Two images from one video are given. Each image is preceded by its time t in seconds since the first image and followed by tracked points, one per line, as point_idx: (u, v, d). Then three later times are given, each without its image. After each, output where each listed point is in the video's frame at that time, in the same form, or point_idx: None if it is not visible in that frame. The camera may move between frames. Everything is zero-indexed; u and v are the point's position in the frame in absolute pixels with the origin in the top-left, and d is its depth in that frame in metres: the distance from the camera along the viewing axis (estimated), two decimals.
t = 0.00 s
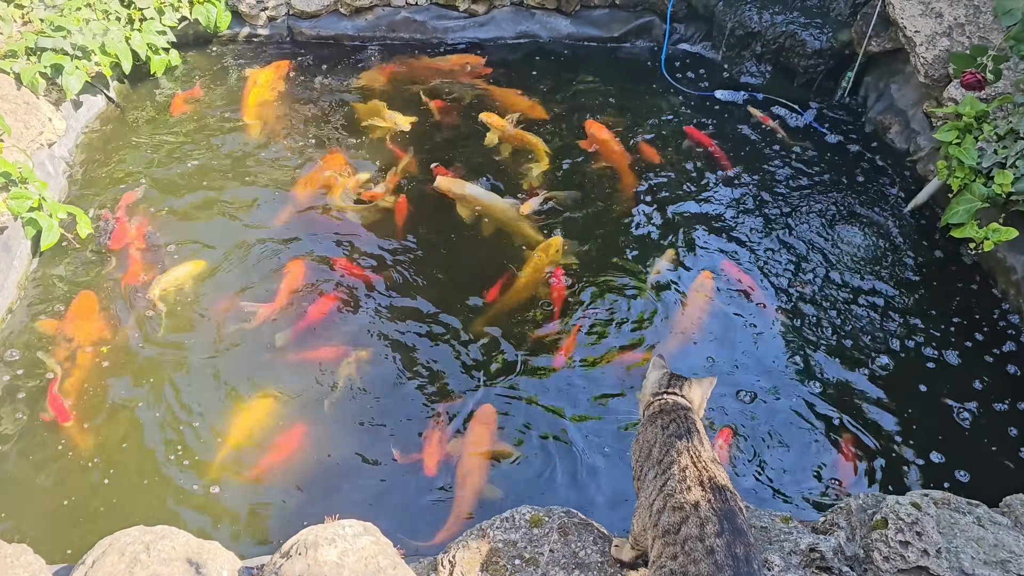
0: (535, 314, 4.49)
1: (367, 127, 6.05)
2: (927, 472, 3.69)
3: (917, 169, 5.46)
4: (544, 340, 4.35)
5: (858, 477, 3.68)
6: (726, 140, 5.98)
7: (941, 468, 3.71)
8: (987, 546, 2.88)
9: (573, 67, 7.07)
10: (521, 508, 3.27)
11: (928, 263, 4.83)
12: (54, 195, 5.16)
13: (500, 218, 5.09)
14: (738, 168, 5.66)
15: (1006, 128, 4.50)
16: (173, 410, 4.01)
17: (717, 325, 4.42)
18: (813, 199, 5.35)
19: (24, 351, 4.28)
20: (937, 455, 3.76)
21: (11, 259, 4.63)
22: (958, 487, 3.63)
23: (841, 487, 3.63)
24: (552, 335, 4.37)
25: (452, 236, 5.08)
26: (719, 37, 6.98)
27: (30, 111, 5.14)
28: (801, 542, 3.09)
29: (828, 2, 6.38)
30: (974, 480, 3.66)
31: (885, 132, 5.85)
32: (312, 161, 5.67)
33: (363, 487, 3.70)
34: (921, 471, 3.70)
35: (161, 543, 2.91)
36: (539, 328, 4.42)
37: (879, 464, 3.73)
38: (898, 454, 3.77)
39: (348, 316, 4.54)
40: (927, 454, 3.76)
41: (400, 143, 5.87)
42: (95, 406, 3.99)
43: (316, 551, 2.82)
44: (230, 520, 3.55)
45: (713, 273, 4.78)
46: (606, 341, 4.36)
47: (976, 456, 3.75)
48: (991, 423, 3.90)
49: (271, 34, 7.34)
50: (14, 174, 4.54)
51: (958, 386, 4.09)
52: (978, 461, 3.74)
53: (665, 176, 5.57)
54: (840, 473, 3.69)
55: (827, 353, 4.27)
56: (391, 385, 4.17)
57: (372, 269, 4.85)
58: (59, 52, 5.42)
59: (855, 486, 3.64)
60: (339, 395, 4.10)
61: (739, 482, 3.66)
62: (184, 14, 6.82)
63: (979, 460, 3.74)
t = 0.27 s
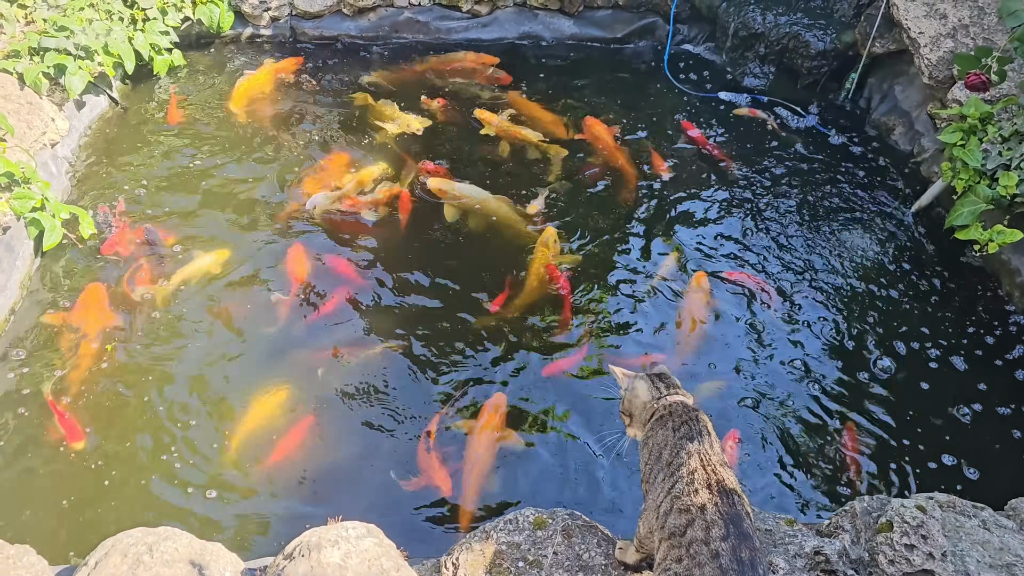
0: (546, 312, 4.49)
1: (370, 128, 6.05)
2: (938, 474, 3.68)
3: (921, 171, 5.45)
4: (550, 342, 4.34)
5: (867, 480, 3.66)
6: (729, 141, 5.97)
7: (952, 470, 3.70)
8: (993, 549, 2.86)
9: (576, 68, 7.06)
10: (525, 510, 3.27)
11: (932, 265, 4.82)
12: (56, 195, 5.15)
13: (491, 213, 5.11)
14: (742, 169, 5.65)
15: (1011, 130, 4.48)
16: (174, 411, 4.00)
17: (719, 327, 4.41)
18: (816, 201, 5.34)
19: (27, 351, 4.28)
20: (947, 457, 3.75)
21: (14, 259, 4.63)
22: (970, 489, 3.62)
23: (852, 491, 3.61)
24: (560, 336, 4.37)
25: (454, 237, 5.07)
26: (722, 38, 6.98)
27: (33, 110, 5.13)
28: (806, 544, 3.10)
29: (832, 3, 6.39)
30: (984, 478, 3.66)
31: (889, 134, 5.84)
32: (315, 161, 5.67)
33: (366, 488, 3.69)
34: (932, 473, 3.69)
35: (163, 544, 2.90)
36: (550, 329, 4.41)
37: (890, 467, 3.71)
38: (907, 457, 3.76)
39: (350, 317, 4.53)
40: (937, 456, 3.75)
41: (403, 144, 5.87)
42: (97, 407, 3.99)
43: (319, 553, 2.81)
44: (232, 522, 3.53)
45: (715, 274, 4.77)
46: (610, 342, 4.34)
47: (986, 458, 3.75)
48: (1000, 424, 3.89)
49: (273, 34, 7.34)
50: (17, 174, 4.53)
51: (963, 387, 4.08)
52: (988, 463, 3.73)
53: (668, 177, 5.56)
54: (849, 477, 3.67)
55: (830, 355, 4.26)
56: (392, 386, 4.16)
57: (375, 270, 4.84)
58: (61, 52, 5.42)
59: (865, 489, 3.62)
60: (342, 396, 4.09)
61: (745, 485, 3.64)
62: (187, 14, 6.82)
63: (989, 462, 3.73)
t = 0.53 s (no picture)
0: (553, 311, 4.50)
1: (372, 130, 6.05)
2: (948, 477, 3.67)
3: (925, 173, 5.44)
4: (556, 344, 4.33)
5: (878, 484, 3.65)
6: (732, 143, 5.95)
7: (962, 472, 3.69)
8: (999, 554, 2.84)
9: (580, 70, 7.05)
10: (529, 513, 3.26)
11: (937, 269, 4.80)
12: (60, 197, 5.15)
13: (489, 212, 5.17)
14: (745, 171, 5.64)
15: (1016, 131, 4.44)
16: (176, 414, 3.98)
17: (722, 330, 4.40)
18: (821, 204, 5.32)
19: (31, 354, 4.27)
20: (958, 458, 3.75)
21: (18, 262, 4.62)
22: (984, 492, 3.61)
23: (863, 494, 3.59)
24: (567, 336, 4.37)
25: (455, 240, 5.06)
26: (725, 39, 6.97)
27: (37, 112, 5.13)
28: (812, 549, 3.08)
29: (836, 6, 6.41)
30: (994, 476, 3.67)
31: (893, 135, 5.82)
32: (317, 162, 5.66)
33: (369, 491, 3.65)
34: (944, 476, 3.68)
35: (167, 549, 2.90)
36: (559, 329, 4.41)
37: (901, 470, 3.70)
38: (915, 460, 3.75)
39: (353, 318, 4.51)
40: (947, 459, 3.74)
41: (405, 146, 5.87)
42: (101, 410, 3.98)
43: (324, 558, 2.80)
44: (234, 524, 3.50)
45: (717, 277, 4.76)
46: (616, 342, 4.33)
47: (996, 460, 3.74)
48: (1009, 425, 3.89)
49: (276, 35, 7.34)
50: (20, 176, 4.53)
51: (970, 389, 4.07)
52: (999, 465, 3.72)
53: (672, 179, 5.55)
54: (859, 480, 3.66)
55: (835, 358, 4.25)
56: (395, 387, 4.14)
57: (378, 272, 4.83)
58: (65, 54, 5.42)
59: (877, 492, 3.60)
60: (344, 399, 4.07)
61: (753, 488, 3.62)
62: (190, 16, 6.82)
63: (1000, 464, 3.72)
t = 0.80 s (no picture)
0: (553, 310, 4.51)
1: (373, 130, 6.04)
2: (958, 478, 3.66)
3: (929, 173, 5.41)
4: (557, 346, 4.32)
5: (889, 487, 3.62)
6: (734, 143, 5.93)
7: (974, 473, 3.67)
8: (1004, 558, 2.82)
9: (581, 70, 7.03)
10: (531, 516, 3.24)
11: (940, 269, 4.78)
12: (60, 199, 5.13)
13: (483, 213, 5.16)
14: (746, 171, 5.62)
15: (1020, 132, 4.42)
16: (175, 416, 3.96)
17: (723, 332, 4.38)
18: (823, 205, 5.29)
19: (31, 356, 4.26)
20: (969, 458, 3.73)
21: (18, 263, 4.61)
22: (998, 492, 3.59)
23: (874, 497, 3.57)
24: (568, 337, 4.37)
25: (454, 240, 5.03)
26: (727, 39, 6.95)
27: (37, 114, 5.12)
28: (816, 553, 3.06)
29: (838, 5, 6.39)
30: (1003, 472, 3.67)
31: (895, 135, 5.80)
32: (318, 163, 5.64)
33: (370, 493, 3.63)
34: (956, 477, 3.66)
35: (167, 553, 2.89)
36: (561, 329, 4.42)
37: (913, 472, 3.68)
38: (919, 462, 3.72)
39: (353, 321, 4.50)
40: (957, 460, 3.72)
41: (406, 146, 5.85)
42: (101, 412, 3.97)
43: (324, 563, 2.78)
44: (235, 527, 3.47)
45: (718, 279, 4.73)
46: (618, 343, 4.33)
47: (1007, 460, 3.72)
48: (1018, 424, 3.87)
49: (277, 36, 7.33)
50: (20, 178, 4.52)
51: (975, 390, 4.05)
52: (1010, 465, 3.70)
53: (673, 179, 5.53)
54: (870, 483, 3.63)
55: (838, 359, 4.22)
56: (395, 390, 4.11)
57: (376, 274, 4.80)
58: (65, 55, 5.41)
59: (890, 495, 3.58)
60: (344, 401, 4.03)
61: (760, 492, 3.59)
62: (191, 17, 6.81)
63: (1010, 463, 3.71)
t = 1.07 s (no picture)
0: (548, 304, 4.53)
1: (372, 132, 6.03)
2: (961, 476, 3.64)
3: (929, 173, 5.40)
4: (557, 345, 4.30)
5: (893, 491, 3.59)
6: (733, 144, 5.92)
7: (976, 473, 3.65)
8: (1006, 559, 2.80)
9: (581, 70, 7.02)
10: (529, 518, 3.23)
11: (940, 270, 4.76)
12: (59, 200, 5.13)
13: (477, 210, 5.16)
14: (746, 172, 5.61)
15: (1021, 132, 4.40)
16: (175, 417, 3.96)
17: (722, 333, 4.37)
18: (822, 205, 5.28)
19: (29, 358, 4.25)
20: (973, 456, 3.73)
21: (16, 265, 4.60)
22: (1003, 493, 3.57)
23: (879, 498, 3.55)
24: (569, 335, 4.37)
25: (452, 243, 5.04)
26: (727, 40, 6.94)
27: (36, 116, 5.11)
28: (816, 554, 3.02)
29: (838, 5, 6.38)
30: (1007, 469, 3.67)
31: (896, 135, 5.78)
32: (317, 164, 5.63)
33: (369, 494, 3.61)
34: (960, 476, 3.65)
35: (164, 555, 2.89)
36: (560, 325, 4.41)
37: (916, 473, 3.66)
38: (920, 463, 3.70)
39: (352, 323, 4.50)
40: (962, 459, 3.71)
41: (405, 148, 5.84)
42: (99, 414, 3.96)
43: (322, 564, 2.78)
44: (235, 529, 3.47)
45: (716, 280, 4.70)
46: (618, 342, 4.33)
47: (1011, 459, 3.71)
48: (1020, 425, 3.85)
49: (276, 37, 7.33)
50: (19, 179, 4.52)
51: (976, 391, 4.04)
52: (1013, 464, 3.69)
53: (673, 180, 5.53)
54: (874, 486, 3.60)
55: (838, 360, 4.21)
56: (392, 390, 4.10)
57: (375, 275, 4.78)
58: (64, 57, 5.41)
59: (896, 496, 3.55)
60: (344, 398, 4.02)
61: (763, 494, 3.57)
62: (190, 19, 6.82)
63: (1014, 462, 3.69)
